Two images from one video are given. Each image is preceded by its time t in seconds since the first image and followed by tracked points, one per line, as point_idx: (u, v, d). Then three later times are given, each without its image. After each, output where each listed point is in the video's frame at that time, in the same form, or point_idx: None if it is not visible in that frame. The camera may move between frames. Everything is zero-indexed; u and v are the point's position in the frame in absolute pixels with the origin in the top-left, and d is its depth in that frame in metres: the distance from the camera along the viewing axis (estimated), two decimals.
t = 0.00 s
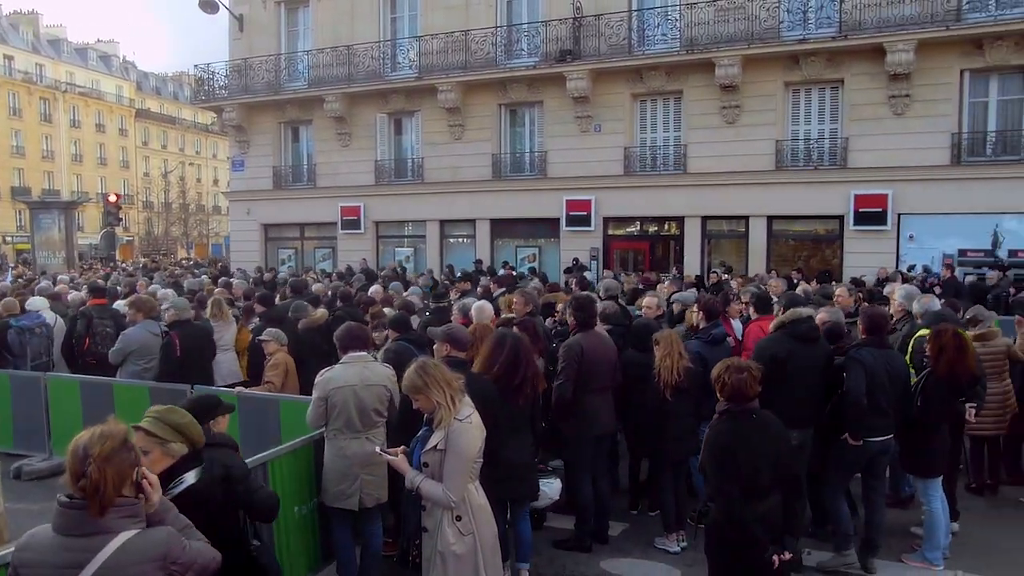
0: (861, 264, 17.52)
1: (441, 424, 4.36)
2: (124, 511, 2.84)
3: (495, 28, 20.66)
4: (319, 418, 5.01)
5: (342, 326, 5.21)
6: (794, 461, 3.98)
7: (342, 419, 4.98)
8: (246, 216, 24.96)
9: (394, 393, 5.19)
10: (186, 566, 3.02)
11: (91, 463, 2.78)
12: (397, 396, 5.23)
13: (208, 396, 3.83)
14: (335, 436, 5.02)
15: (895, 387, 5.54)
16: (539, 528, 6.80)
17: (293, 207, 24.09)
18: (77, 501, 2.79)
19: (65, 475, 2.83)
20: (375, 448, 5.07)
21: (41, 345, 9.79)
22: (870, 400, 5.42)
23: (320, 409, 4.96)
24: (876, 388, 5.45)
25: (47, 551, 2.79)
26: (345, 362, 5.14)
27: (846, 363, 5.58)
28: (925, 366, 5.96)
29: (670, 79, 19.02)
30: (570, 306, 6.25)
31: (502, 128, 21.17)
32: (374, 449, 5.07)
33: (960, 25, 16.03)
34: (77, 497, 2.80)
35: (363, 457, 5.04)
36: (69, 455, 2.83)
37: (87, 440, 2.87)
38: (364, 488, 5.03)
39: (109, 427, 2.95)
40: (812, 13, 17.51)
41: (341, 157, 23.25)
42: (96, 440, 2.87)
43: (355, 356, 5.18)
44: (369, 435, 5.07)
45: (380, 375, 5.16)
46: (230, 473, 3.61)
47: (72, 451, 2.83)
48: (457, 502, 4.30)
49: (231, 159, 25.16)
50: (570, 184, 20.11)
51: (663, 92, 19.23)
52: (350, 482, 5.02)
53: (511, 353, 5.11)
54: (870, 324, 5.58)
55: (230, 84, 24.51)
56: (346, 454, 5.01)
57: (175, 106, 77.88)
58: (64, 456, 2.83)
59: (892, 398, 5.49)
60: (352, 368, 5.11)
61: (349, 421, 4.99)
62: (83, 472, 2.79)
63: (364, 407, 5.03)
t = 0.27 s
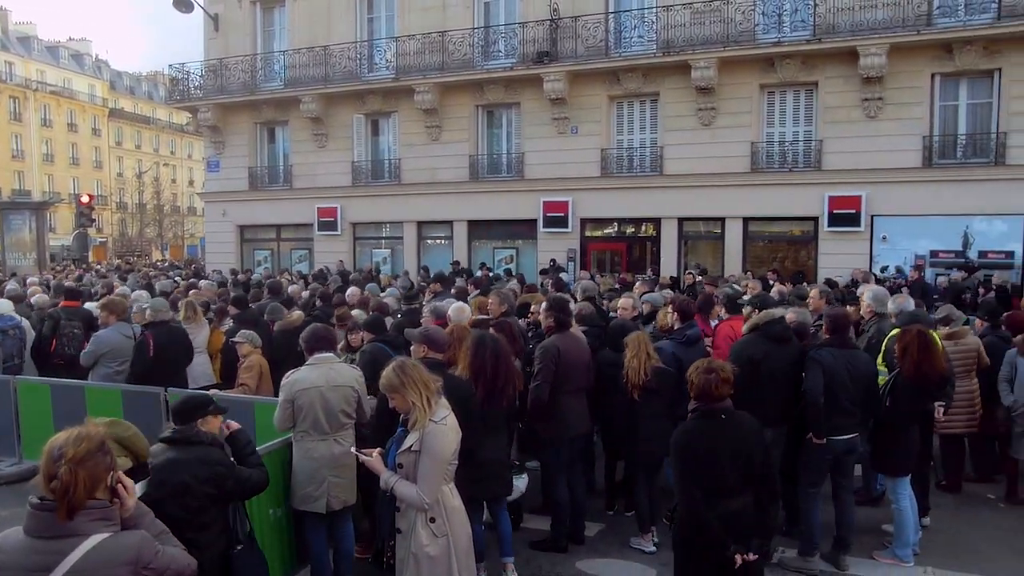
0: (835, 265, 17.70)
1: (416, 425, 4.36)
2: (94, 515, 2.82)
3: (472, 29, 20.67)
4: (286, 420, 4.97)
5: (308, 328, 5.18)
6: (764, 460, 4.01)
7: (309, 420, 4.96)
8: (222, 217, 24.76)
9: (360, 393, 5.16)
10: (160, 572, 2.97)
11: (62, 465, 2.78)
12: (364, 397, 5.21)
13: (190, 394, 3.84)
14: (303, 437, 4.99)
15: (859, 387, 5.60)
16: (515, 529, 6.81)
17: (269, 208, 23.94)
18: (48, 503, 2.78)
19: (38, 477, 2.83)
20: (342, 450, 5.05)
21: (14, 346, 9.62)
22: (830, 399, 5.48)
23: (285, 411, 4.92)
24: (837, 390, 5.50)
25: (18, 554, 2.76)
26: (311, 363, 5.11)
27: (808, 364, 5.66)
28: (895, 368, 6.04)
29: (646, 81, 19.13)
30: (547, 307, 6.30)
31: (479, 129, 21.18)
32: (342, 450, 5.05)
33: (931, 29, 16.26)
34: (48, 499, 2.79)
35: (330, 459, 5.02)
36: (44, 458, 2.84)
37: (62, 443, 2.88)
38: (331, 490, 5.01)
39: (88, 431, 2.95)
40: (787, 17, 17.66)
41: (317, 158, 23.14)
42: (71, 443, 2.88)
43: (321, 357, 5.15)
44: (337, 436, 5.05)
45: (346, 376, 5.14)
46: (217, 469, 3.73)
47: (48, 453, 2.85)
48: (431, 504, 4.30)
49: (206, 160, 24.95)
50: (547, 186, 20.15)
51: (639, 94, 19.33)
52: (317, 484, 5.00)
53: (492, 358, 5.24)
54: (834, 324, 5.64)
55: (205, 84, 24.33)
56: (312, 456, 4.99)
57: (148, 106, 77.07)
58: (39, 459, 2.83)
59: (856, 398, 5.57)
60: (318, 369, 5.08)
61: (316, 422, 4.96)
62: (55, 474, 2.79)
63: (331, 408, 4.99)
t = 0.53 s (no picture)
0: (808, 264, 17.88)
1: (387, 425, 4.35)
2: (68, 513, 2.81)
3: (448, 27, 20.63)
4: (253, 420, 4.95)
5: (275, 327, 5.15)
6: (732, 458, 4.02)
7: (277, 420, 4.94)
8: (195, 215, 24.52)
9: (330, 393, 5.14)
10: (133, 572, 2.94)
11: (40, 462, 2.78)
12: (333, 396, 5.17)
13: (174, 392, 3.93)
14: (271, 438, 4.96)
15: (820, 383, 5.66)
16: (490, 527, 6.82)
17: (243, 207, 23.75)
18: (20, 500, 2.75)
19: (9, 475, 2.79)
20: (312, 450, 5.03)
21: None
22: (789, 395, 5.58)
23: (253, 411, 4.90)
24: (797, 385, 5.58)
25: None
26: (279, 363, 5.08)
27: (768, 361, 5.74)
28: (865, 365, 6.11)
29: (621, 80, 19.21)
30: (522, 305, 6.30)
31: (455, 127, 21.15)
32: (311, 451, 5.04)
33: (902, 31, 16.48)
34: (20, 497, 2.75)
35: (299, 460, 4.99)
36: (17, 455, 2.81)
37: (37, 440, 2.85)
38: (299, 491, 4.99)
39: (62, 428, 2.94)
40: (761, 17, 17.79)
41: (291, 155, 22.99)
42: (46, 440, 2.86)
43: (288, 357, 5.12)
44: (306, 437, 5.03)
45: (314, 376, 5.10)
46: (203, 464, 3.84)
47: (21, 450, 2.82)
48: (402, 503, 4.29)
49: (179, 157, 24.69)
50: (523, 184, 20.17)
51: (614, 93, 19.41)
52: (286, 485, 4.98)
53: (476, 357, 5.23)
54: (795, 321, 5.69)
55: (177, 80, 24.08)
56: (281, 456, 4.97)
57: (120, 103, 76.09)
58: (12, 455, 2.80)
59: (817, 394, 5.63)
60: (286, 369, 5.05)
61: (284, 422, 4.95)
62: (31, 471, 2.77)
63: (298, 409, 4.97)
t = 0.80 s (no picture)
0: (782, 263, 18.05)
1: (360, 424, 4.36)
2: (45, 512, 2.82)
3: (424, 24, 20.55)
4: (226, 420, 4.90)
5: (247, 326, 5.09)
6: (686, 453, 3.98)
7: (250, 420, 4.89)
8: (169, 213, 24.25)
9: (302, 392, 5.10)
10: (111, 569, 2.92)
11: (19, 460, 2.78)
12: (306, 396, 5.13)
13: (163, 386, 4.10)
14: (243, 438, 4.92)
15: (785, 383, 5.73)
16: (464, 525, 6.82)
17: (218, 204, 23.55)
18: None
19: None
20: (284, 450, 5.00)
21: None
22: (750, 392, 5.67)
23: (225, 412, 4.85)
24: (757, 383, 5.68)
25: None
26: (250, 363, 5.03)
27: (730, 359, 5.79)
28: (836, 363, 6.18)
29: (598, 79, 19.26)
30: (499, 302, 6.27)
31: (432, 125, 21.10)
32: (283, 451, 5.00)
33: (874, 32, 16.66)
34: None
35: (271, 460, 4.96)
36: None
37: (13, 438, 2.85)
38: (270, 490, 4.96)
39: (36, 426, 2.93)
40: (736, 16, 17.88)
41: (266, 153, 22.81)
42: (21, 438, 2.86)
43: (260, 357, 5.07)
44: (279, 437, 5.00)
45: (286, 376, 5.06)
46: (192, 455, 4.01)
47: None
48: (372, 503, 4.28)
49: (152, 154, 24.41)
50: (499, 183, 20.17)
51: (591, 92, 19.45)
52: (258, 484, 4.94)
53: (463, 356, 5.22)
54: (757, 320, 5.76)
55: (150, 76, 23.80)
56: (253, 456, 4.92)
57: (92, 99, 75.08)
58: None
59: (780, 392, 5.70)
60: (257, 369, 4.99)
61: (257, 423, 4.90)
62: (8, 470, 2.78)
63: (270, 408, 4.93)
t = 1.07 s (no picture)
0: (758, 261, 18.19)
1: (332, 420, 4.34)
2: (15, 510, 2.80)
3: (401, 21, 20.49)
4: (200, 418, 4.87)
5: (224, 323, 5.08)
6: (647, 449, 4.01)
7: (224, 417, 4.87)
8: (142, 210, 23.99)
9: (277, 389, 5.07)
10: (81, 567, 2.90)
11: None
12: (281, 393, 5.10)
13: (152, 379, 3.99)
14: (218, 435, 4.88)
15: (751, 381, 5.78)
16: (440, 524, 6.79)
17: (192, 202, 23.32)
18: None
19: None
20: (259, 447, 4.97)
21: None
22: (714, 391, 5.73)
23: (198, 409, 4.82)
24: (721, 381, 5.73)
25: None
26: (224, 360, 4.99)
27: (695, 358, 5.84)
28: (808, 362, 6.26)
29: (575, 77, 19.31)
30: (473, 298, 6.23)
31: (409, 123, 21.04)
32: (259, 448, 4.97)
33: (848, 32, 16.83)
34: None
35: (246, 457, 4.92)
36: None
37: None
38: (245, 487, 4.91)
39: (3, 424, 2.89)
40: (712, 16, 17.98)
41: (242, 150, 22.63)
42: None
43: (235, 354, 5.03)
44: (254, 434, 4.97)
45: (261, 372, 5.02)
46: (182, 449, 3.90)
47: None
48: (344, 501, 4.26)
49: (125, 151, 24.12)
50: (477, 181, 20.15)
51: (568, 90, 19.49)
52: (232, 482, 4.90)
53: (446, 356, 5.28)
54: (724, 318, 5.81)
55: (123, 71, 23.53)
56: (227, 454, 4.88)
57: (64, 94, 74.08)
58: None
59: (746, 388, 5.75)
60: (231, 366, 4.96)
61: (231, 420, 4.88)
62: None
63: (244, 405, 4.90)
